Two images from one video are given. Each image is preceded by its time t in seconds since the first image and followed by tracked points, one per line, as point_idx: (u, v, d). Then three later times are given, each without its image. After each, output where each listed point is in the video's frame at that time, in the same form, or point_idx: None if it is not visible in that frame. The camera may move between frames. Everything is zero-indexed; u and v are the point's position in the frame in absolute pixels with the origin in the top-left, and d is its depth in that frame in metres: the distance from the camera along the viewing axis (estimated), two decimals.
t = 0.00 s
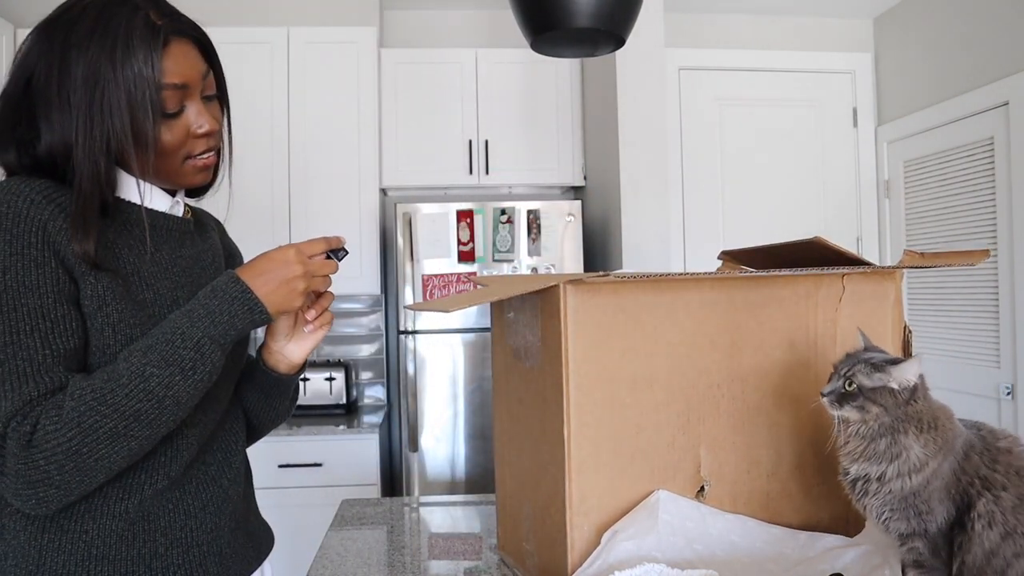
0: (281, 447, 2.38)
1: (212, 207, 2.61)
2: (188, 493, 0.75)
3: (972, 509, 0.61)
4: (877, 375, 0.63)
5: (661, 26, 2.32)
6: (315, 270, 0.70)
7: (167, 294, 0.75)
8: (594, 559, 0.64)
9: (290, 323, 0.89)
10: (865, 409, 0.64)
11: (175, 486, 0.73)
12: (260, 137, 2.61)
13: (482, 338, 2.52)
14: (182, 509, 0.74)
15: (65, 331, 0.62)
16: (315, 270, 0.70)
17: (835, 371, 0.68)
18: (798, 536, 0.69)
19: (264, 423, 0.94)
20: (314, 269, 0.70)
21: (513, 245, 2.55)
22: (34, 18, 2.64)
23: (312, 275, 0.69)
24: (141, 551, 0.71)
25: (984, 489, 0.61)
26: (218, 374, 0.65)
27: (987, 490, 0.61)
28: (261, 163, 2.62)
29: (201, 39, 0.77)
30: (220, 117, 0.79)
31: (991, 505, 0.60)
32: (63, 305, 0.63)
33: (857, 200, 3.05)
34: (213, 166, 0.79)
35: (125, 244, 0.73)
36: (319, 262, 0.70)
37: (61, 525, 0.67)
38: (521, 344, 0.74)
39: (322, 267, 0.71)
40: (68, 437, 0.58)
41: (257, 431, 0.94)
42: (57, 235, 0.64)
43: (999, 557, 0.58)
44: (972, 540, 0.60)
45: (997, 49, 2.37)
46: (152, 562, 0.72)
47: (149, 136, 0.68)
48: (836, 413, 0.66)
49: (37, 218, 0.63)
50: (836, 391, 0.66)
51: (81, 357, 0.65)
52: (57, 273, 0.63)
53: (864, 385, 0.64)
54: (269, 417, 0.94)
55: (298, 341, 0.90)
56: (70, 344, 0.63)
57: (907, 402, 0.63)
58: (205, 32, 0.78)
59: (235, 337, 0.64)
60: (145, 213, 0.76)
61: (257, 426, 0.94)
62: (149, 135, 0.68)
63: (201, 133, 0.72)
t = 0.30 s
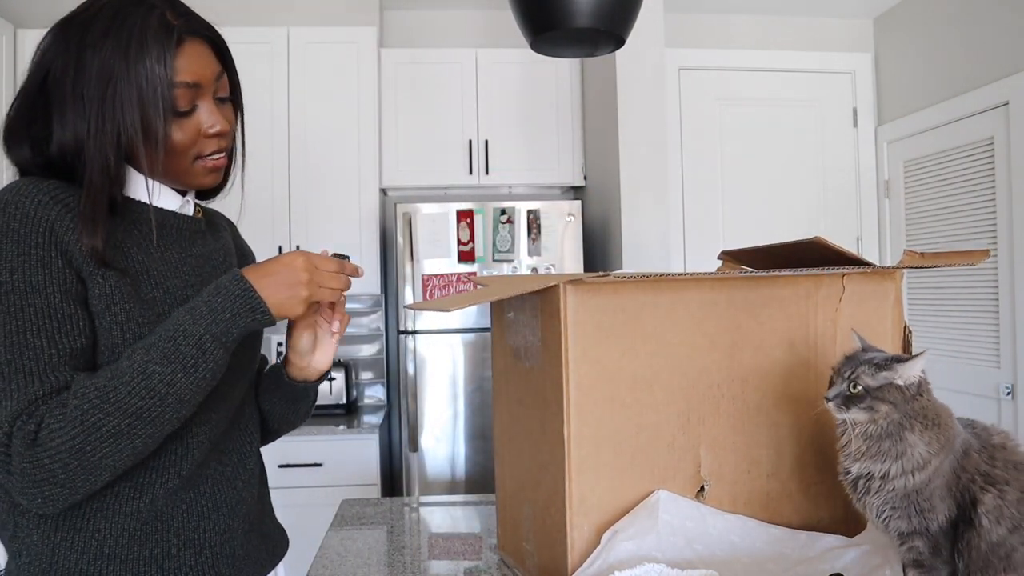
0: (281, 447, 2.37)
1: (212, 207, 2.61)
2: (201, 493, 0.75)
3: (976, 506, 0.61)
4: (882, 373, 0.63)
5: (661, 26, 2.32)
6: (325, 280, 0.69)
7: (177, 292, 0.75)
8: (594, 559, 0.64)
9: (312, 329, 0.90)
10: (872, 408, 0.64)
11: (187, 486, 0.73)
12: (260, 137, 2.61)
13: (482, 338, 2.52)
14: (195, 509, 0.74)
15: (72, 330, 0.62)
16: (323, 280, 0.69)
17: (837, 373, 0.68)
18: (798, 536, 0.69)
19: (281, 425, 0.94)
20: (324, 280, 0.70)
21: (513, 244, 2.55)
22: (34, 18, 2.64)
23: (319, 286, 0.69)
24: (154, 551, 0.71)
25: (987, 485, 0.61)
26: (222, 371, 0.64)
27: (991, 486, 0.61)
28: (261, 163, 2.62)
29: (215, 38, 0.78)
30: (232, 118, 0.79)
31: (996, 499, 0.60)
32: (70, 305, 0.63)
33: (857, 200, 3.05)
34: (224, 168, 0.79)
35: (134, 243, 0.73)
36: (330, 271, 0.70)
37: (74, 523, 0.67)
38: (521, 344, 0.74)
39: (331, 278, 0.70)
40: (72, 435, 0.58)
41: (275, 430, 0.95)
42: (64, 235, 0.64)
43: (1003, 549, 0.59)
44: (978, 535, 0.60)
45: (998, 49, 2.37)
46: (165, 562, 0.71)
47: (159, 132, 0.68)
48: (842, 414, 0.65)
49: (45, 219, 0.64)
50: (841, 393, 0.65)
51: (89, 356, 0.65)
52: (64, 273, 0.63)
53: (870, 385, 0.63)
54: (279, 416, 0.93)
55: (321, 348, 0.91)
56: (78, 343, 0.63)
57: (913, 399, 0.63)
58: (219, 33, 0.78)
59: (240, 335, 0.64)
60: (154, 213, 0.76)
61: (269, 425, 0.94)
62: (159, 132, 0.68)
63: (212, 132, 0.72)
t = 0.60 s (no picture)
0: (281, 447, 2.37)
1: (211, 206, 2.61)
2: (227, 491, 0.73)
3: (993, 510, 0.60)
4: (903, 372, 0.63)
5: (661, 26, 2.32)
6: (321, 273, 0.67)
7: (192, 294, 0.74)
8: (594, 558, 0.64)
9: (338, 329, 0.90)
10: (894, 407, 0.64)
11: (213, 483, 0.71)
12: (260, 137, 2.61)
13: (482, 338, 2.52)
14: (222, 507, 0.72)
15: (83, 333, 0.62)
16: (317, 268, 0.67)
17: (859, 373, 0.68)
18: (798, 536, 0.69)
19: (314, 415, 0.94)
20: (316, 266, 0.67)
21: (513, 245, 2.55)
22: (34, 17, 2.64)
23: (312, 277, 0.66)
24: (179, 547, 0.69)
25: (1005, 488, 0.61)
26: (219, 378, 0.63)
27: (1008, 490, 0.61)
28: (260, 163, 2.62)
29: (223, 39, 0.78)
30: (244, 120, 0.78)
31: (1013, 504, 0.60)
32: (80, 309, 0.62)
33: (857, 200, 3.05)
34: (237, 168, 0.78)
35: (149, 245, 0.73)
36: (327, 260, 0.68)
37: (99, 517, 0.66)
38: (521, 344, 0.74)
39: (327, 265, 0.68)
40: (64, 437, 0.58)
41: (308, 420, 0.94)
42: (76, 241, 0.64)
43: (1015, 553, 0.59)
44: (993, 538, 0.60)
45: (998, 49, 2.37)
46: (190, 560, 0.70)
47: (166, 129, 0.68)
48: (864, 413, 0.66)
49: (57, 225, 0.64)
50: (862, 392, 0.66)
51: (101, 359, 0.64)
52: (74, 277, 0.63)
53: (892, 384, 0.64)
54: (301, 414, 0.93)
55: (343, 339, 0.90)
56: (89, 345, 0.63)
57: (936, 397, 0.64)
58: (227, 35, 0.78)
59: (236, 342, 0.62)
60: (169, 214, 0.75)
61: (294, 416, 0.93)
62: (166, 129, 0.68)
63: (222, 130, 0.72)
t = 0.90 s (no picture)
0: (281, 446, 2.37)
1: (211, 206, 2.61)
2: (231, 492, 0.73)
3: (1011, 512, 0.60)
4: (925, 370, 0.65)
5: (661, 26, 2.32)
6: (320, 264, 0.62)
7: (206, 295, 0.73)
8: (594, 559, 0.64)
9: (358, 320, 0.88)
10: (916, 407, 0.65)
11: (218, 482, 0.71)
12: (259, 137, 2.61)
13: (482, 338, 2.52)
14: (225, 508, 0.72)
15: (96, 328, 0.62)
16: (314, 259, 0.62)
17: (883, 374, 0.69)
18: (798, 535, 0.69)
19: (343, 410, 0.92)
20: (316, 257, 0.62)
21: (514, 245, 2.55)
22: (36, 17, 2.64)
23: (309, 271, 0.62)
24: (180, 546, 0.69)
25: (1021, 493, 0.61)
26: (223, 378, 0.62)
27: None
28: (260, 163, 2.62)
29: (247, 46, 0.78)
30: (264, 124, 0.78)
31: None
32: (95, 305, 0.62)
33: (857, 200, 3.05)
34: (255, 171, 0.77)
35: (165, 245, 0.72)
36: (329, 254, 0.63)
37: (104, 513, 0.66)
38: (521, 344, 0.74)
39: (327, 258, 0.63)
40: (69, 426, 0.57)
41: (335, 415, 0.92)
42: (94, 240, 0.64)
43: None
44: (1011, 540, 0.60)
45: (997, 49, 2.37)
46: (191, 558, 0.70)
47: (184, 129, 0.67)
48: (887, 413, 0.67)
49: (75, 223, 0.64)
50: (886, 391, 0.66)
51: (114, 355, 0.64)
52: (90, 274, 0.63)
53: (915, 382, 0.65)
54: (320, 413, 0.92)
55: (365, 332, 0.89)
56: (103, 340, 0.62)
57: (958, 398, 0.64)
58: (251, 39, 0.78)
59: (240, 341, 0.62)
60: (185, 214, 0.75)
61: (315, 414, 0.93)
62: (185, 130, 0.68)
63: (240, 133, 0.71)
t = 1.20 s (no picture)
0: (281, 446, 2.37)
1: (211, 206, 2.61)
2: (230, 492, 0.73)
3: (1008, 513, 0.60)
4: (911, 376, 0.65)
5: (661, 26, 2.32)
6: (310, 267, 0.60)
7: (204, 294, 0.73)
8: (594, 559, 0.64)
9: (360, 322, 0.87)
10: (907, 414, 0.65)
11: (215, 482, 0.71)
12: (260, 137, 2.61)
13: (482, 338, 2.52)
14: (222, 507, 0.72)
15: (89, 326, 0.62)
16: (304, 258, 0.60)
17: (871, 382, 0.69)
18: (798, 535, 0.69)
19: (347, 409, 0.92)
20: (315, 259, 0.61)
21: (513, 245, 2.55)
22: (36, 17, 2.65)
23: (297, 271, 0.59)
24: (178, 545, 0.69)
25: (1019, 493, 0.61)
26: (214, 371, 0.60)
27: None
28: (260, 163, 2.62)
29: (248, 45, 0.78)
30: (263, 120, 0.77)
31: None
32: (88, 302, 0.62)
33: (857, 200, 3.05)
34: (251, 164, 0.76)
35: (162, 244, 0.72)
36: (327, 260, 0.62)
37: (103, 513, 0.66)
38: (521, 344, 0.75)
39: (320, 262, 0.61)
40: (58, 416, 0.56)
41: (339, 413, 0.93)
42: (90, 241, 0.64)
43: None
44: (1009, 541, 0.60)
45: (997, 49, 2.37)
46: (189, 557, 0.70)
47: (173, 113, 0.67)
48: (879, 422, 0.67)
49: (73, 222, 0.64)
50: (876, 400, 0.67)
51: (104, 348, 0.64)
52: (85, 273, 0.63)
53: (903, 390, 0.65)
54: (323, 412, 0.93)
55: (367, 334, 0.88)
56: (95, 338, 0.62)
57: (947, 402, 0.65)
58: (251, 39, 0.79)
59: (229, 335, 0.59)
60: (184, 215, 0.75)
61: (320, 411, 0.92)
62: (176, 118, 0.68)
63: (231, 120, 0.70)
